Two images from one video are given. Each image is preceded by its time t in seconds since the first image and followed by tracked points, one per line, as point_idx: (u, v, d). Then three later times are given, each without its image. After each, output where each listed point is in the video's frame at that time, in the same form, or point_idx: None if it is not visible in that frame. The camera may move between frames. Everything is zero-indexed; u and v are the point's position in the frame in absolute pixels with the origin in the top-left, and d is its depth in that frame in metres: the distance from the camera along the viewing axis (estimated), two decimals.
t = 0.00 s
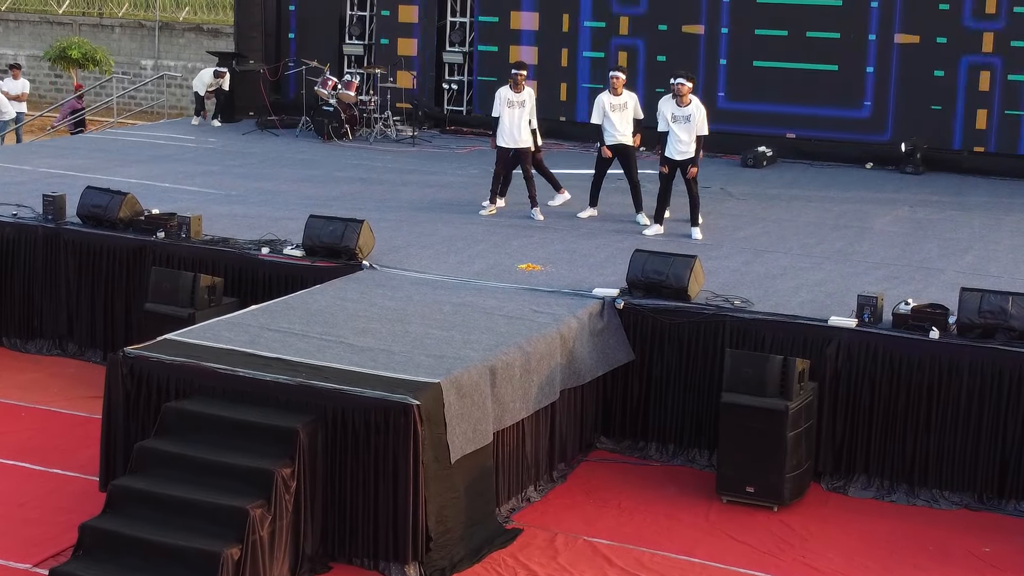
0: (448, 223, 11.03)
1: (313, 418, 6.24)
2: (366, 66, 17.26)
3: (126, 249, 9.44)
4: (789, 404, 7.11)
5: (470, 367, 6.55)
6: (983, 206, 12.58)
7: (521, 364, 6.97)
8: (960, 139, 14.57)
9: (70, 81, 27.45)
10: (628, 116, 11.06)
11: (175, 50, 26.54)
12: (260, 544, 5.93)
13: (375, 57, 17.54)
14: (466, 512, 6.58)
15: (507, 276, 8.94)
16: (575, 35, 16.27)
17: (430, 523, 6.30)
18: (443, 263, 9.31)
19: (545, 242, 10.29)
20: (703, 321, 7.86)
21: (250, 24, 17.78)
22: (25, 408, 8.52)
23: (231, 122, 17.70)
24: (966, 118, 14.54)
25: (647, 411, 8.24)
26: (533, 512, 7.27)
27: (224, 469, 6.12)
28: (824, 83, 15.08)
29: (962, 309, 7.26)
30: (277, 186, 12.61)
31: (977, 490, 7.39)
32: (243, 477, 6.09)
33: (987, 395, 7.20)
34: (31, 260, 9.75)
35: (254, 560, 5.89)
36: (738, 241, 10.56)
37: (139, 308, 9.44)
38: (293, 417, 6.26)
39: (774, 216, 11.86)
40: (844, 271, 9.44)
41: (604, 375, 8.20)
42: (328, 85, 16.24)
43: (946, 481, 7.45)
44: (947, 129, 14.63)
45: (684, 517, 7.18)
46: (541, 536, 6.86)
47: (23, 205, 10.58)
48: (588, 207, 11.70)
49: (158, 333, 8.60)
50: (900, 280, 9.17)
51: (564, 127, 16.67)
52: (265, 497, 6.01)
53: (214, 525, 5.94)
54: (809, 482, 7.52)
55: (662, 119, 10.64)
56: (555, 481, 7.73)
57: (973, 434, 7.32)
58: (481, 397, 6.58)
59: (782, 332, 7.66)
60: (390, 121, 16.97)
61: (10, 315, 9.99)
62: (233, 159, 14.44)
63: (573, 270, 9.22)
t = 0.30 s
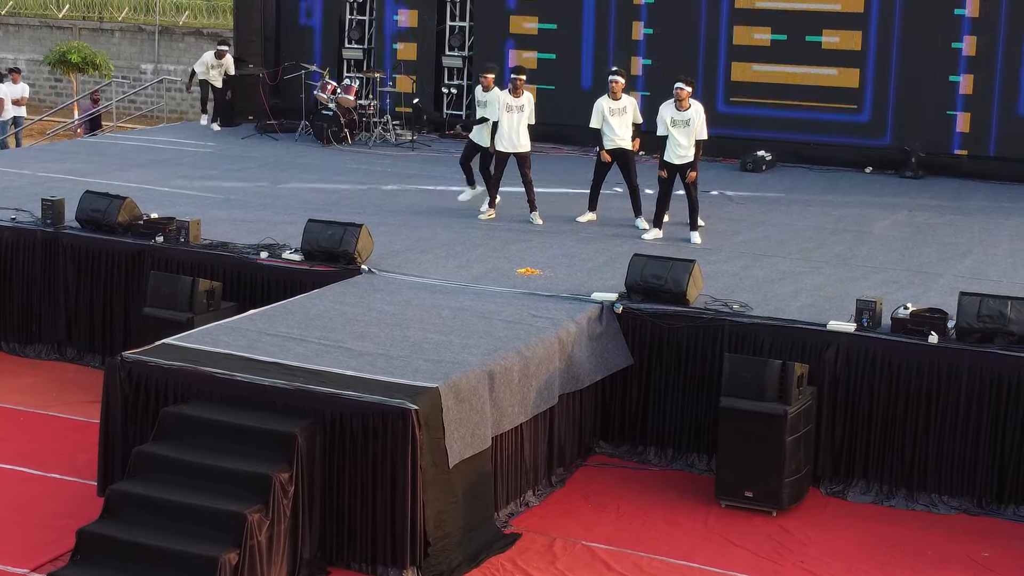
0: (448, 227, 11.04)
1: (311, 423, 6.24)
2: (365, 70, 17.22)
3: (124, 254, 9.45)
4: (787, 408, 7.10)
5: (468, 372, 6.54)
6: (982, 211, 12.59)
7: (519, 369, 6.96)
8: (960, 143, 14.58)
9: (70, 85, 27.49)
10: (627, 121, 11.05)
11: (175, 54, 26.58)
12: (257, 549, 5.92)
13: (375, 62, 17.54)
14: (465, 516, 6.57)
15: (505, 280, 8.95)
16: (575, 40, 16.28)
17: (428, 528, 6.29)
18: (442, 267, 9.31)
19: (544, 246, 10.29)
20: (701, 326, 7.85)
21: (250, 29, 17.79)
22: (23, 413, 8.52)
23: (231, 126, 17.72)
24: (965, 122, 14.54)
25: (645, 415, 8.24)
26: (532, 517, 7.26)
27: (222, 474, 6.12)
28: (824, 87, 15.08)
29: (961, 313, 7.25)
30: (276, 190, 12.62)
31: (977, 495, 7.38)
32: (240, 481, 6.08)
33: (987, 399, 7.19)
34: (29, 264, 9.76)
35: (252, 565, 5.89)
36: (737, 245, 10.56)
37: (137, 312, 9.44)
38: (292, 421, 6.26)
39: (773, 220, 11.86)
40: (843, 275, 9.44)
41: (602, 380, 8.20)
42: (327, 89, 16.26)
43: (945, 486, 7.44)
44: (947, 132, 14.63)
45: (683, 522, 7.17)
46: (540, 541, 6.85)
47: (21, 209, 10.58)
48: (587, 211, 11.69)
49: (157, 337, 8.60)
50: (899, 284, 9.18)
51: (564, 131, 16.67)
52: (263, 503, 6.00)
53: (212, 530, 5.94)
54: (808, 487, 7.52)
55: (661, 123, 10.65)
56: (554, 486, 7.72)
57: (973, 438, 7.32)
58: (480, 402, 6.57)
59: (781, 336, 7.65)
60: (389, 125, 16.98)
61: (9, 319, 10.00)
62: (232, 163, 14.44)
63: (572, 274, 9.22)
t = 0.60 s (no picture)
0: (447, 231, 11.04)
1: (310, 426, 6.23)
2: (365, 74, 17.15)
3: (123, 258, 9.44)
4: (787, 412, 7.09)
5: (467, 376, 6.53)
6: (982, 215, 12.58)
7: (518, 373, 6.95)
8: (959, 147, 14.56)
9: (70, 89, 27.50)
10: (626, 125, 11.06)
11: (175, 58, 26.57)
12: (256, 553, 5.90)
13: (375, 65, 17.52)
14: (464, 520, 6.56)
15: (505, 284, 8.94)
16: (574, 43, 16.27)
17: (428, 532, 6.29)
18: (442, 271, 9.31)
19: (544, 250, 10.29)
20: (701, 330, 7.85)
21: (249, 33, 17.70)
22: (22, 416, 8.51)
23: (231, 130, 17.72)
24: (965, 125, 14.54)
25: (644, 419, 8.24)
26: (531, 521, 7.26)
27: (221, 478, 6.11)
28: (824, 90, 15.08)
29: (961, 317, 7.24)
30: (275, 194, 12.61)
31: (976, 499, 7.37)
32: (239, 486, 6.08)
33: (986, 403, 7.18)
34: (28, 268, 9.76)
35: (251, 570, 5.88)
36: (737, 249, 10.56)
37: (136, 316, 9.43)
38: (290, 425, 6.25)
39: (773, 224, 11.86)
40: (842, 279, 9.43)
41: (601, 384, 8.19)
42: (326, 93, 16.37)
43: (945, 490, 7.44)
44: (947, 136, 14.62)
45: (682, 526, 7.17)
46: (539, 545, 6.84)
47: (20, 213, 10.57)
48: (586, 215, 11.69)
49: (156, 341, 8.60)
50: (898, 288, 9.18)
51: (563, 134, 16.68)
52: (261, 507, 5.99)
53: (211, 534, 5.93)
54: (807, 491, 7.51)
55: (660, 127, 10.66)
56: (553, 490, 7.72)
57: (972, 442, 7.31)
58: (479, 406, 6.57)
59: (780, 340, 7.65)
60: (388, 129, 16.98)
61: (8, 322, 9.99)
62: (232, 167, 14.43)
63: (571, 278, 9.22)
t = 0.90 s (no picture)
0: (446, 234, 11.04)
1: (308, 430, 6.22)
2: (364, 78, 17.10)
3: (123, 261, 9.44)
4: (786, 416, 7.08)
5: (467, 380, 6.53)
6: (981, 218, 12.59)
7: (518, 377, 6.95)
8: (960, 150, 14.54)
9: (70, 93, 27.52)
10: (626, 128, 11.05)
11: (175, 61, 26.59)
12: (254, 556, 5.90)
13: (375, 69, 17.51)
14: (463, 525, 6.56)
15: (504, 288, 8.94)
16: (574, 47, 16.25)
17: (427, 536, 6.28)
18: (441, 275, 9.31)
19: (543, 254, 10.29)
20: (700, 333, 7.84)
21: (248, 37, 17.71)
22: (21, 420, 8.51)
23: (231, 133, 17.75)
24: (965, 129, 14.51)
25: (644, 423, 8.23)
26: (530, 525, 7.25)
27: (219, 482, 6.11)
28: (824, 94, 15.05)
29: (961, 320, 7.23)
30: (275, 198, 12.61)
31: (976, 503, 7.37)
32: (237, 490, 6.07)
33: (986, 407, 7.18)
34: (28, 271, 9.76)
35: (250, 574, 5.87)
36: (736, 253, 10.56)
37: (136, 319, 9.43)
38: (289, 429, 6.24)
39: (773, 227, 11.86)
40: (842, 283, 9.43)
41: (600, 388, 8.19)
42: (326, 97, 16.20)
43: (944, 493, 7.43)
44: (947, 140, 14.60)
45: (681, 530, 7.16)
46: (538, 549, 6.83)
47: (20, 217, 10.56)
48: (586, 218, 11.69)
49: (155, 344, 8.60)
50: (898, 291, 9.17)
51: (564, 138, 16.70)
52: (260, 511, 5.98)
53: (209, 538, 5.93)
54: (807, 495, 7.50)
55: (660, 131, 10.66)
56: (552, 494, 7.71)
57: (973, 445, 7.30)
58: (478, 410, 6.56)
59: (779, 344, 7.64)
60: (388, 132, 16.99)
61: (8, 326, 9.99)
62: (232, 171, 14.43)
63: (571, 282, 9.21)
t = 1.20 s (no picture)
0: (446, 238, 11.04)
1: (307, 434, 6.21)
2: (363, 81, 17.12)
3: (122, 265, 9.43)
4: (786, 420, 7.07)
5: (466, 384, 6.51)
6: (981, 221, 12.59)
7: (517, 380, 6.94)
8: (960, 154, 14.54)
9: (70, 96, 27.52)
10: (625, 132, 11.04)
11: (175, 65, 26.60)
12: (254, 561, 5.89)
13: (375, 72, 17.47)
14: (463, 528, 6.55)
15: (504, 291, 8.94)
16: (574, 51, 16.23)
17: (427, 540, 6.27)
18: (440, 278, 9.31)
19: (543, 257, 10.29)
20: (699, 337, 7.84)
21: (249, 41, 17.82)
22: (21, 424, 8.50)
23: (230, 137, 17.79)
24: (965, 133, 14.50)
25: (644, 427, 8.22)
26: (530, 529, 7.24)
27: (218, 486, 6.10)
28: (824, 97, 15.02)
29: (961, 324, 7.22)
30: (274, 201, 12.61)
31: (977, 507, 7.36)
32: (236, 494, 6.06)
33: (986, 412, 7.17)
34: (27, 275, 9.75)
35: None
36: (736, 257, 10.55)
37: (135, 323, 9.42)
38: (288, 433, 6.23)
39: (773, 231, 11.86)
40: (841, 286, 9.43)
41: (600, 392, 8.18)
42: (325, 101, 16.37)
43: (944, 497, 7.41)
44: (947, 143, 14.59)
45: (682, 534, 7.15)
46: (538, 553, 6.82)
47: (19, 221, 10.56)
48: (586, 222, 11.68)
49: (155, 348, 8.60)
50: (898, 295, 9.17)
51: (564, 142, 16.68)
52: (259, 515, 5.98)
53: (208, 542, 5.92)
54: (807, 499, 7.50)
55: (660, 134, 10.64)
56: (552, 498, 7.70)
57: (973, 449, 7.29)
58: (477, 414, 6.55)
59: (779, 348, 7.63)
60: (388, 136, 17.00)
61: (7, 330, 9.98)
62: (232, 174, 14.43)
63: (570, 285, 9.20)
